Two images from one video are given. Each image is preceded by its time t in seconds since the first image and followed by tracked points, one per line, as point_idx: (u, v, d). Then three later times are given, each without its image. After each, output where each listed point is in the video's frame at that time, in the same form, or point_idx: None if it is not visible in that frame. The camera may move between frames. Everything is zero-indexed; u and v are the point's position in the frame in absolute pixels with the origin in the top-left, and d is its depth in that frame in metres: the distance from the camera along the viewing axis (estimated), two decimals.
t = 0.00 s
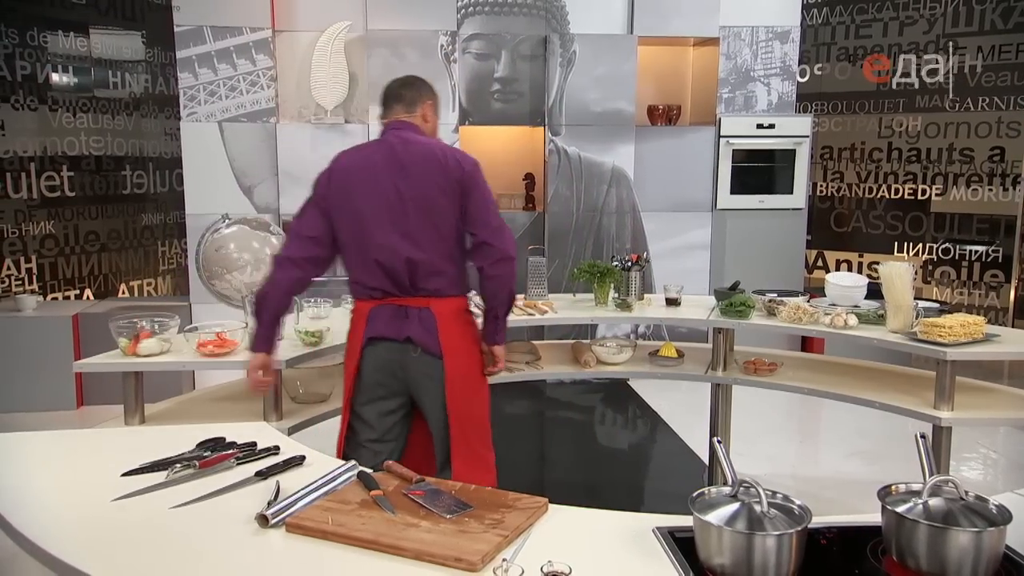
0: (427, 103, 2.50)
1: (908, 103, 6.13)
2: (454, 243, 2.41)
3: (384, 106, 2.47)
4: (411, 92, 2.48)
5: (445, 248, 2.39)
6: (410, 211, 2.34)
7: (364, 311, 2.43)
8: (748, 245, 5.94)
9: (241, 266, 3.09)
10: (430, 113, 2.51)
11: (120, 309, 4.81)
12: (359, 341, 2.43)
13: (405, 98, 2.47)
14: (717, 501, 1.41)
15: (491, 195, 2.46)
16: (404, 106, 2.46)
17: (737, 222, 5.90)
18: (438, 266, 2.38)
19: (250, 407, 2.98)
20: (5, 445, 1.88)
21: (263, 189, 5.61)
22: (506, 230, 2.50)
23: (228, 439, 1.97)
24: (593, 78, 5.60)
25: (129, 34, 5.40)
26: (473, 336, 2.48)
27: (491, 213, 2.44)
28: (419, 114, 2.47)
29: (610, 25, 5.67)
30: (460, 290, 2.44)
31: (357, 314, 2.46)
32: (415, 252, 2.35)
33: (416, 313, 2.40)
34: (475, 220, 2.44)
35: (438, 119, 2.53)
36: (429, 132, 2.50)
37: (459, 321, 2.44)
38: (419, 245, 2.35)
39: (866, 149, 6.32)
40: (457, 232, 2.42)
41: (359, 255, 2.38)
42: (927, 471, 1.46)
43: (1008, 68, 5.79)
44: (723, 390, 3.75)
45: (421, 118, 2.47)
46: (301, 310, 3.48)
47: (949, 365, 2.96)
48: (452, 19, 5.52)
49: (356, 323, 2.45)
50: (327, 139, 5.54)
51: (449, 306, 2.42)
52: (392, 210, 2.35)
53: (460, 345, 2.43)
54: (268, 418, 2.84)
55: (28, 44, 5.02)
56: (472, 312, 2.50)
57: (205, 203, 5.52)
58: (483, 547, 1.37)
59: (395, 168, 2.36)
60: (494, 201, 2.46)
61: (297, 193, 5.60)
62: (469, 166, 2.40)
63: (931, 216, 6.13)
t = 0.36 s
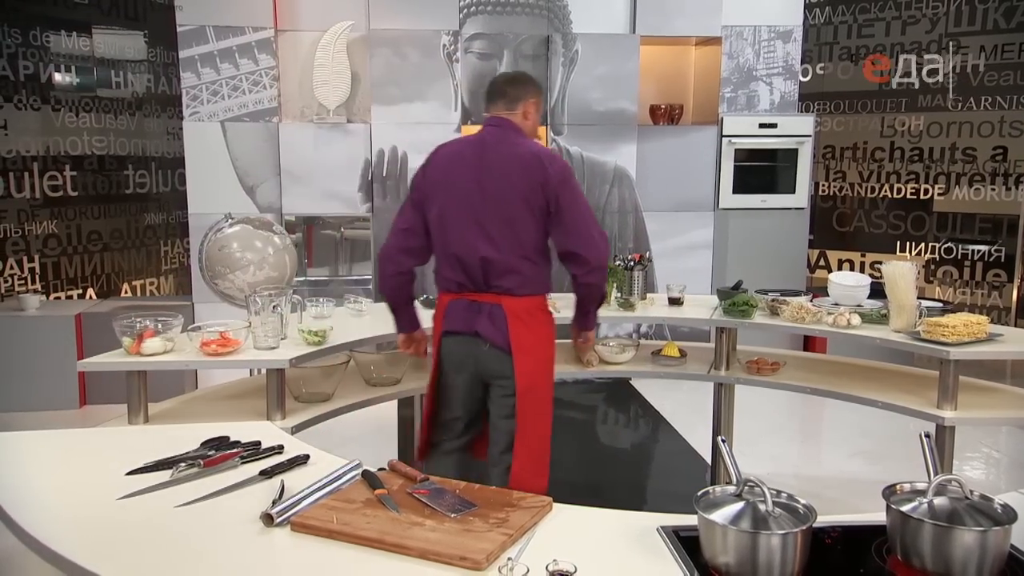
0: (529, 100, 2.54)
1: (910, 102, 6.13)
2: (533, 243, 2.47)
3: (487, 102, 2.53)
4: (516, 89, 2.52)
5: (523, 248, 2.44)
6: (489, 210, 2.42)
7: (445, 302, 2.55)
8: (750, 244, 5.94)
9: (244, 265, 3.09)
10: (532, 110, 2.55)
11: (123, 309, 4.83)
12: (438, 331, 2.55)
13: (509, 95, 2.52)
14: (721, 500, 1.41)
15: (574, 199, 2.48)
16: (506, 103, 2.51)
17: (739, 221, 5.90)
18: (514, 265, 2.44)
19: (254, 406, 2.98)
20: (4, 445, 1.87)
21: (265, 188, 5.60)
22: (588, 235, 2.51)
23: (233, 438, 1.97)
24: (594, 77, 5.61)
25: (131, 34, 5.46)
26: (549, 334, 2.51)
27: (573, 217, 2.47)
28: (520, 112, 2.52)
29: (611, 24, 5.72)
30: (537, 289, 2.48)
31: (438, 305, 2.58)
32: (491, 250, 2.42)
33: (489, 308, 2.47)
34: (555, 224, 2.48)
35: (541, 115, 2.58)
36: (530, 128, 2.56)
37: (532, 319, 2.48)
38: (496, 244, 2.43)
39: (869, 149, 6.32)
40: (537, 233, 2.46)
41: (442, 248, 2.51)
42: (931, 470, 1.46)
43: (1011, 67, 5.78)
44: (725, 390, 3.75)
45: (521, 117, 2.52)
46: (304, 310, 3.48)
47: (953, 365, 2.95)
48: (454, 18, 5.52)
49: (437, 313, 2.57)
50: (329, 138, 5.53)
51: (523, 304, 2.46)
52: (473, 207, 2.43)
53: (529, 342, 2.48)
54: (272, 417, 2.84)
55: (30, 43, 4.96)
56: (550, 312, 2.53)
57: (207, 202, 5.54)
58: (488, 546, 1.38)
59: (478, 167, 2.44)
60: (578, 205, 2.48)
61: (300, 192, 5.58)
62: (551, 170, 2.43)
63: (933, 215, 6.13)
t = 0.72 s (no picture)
0: (604, 113, 2.80)
1: (912, 102, 6.12)
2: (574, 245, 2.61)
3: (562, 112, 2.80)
4: (591, 103, 2.78)
5: (560, 249, 2.61)
6: (529, 213, 2.62)
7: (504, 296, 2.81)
8: (752, 244, 5.94)
9: (246, 265, 3.09)
10: (604, 122, 2.82)
11: (126, 308, 4.86)
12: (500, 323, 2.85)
13: (583, 108, 2.78)
14: (725, 499, 1.41)
15: (612, 203, 2.56)
16: (579, 115, 2.78)
17: (741, 221, 5.89)
18: (551, 264, 2.61)
19: (256, 406, 2.98)
20: (4, 444, 1.87)
21: (266, 188, 5.60)
22: (627, 238, 2.56)
23: (236, 437, 1.97)
24: (596, 77, 5.62)
25: (133, 33, 5.42)
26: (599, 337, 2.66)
27: (608, 220, 2.56)
28: (592, 124, 2.79)
29: (613, 24, 5.68)
30: (576, 290, 2.63)
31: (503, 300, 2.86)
32: (528, 249, 2.62)
33: (531, 304, 2.68)
34: (594, 227, 2.59)
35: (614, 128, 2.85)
36: (600, 139, 2.82)
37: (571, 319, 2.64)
38: (533, 244, 2.62)
39: (870, 148, 6.31)
40: (577, 234, 2.61)
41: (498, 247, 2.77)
42: (935, 470, 1.46)
43: (1013, 67, 5.76)
44: (728, 390, 3.74)
45: (592, 128, 2.79)
46: (306, 310, 3.48)
47: (955, 364, 2.95)
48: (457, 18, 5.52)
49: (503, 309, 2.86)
50: (331, 138, 5.54)
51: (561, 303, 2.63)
52: (518, 210, 2.67)
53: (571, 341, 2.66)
54: (275, 416, 2.84)
55: (31, 43, 5.03)
56: (591, 314, 2.66)
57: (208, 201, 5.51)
58: (492, 545, 1.38)
59: (530, 172, 2.67)
60: (614, 210, 2.56)
61: (302, 191, 5.58)
62: (591, 174, 2.56)
63: (935, 214, 6.14)
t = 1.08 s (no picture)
0: (667, 108, 2.97)
1: (913, 101, 6.12)
2: (615, 227, 2.90)
3: (629, 106, 3.00)
4: (656, 98, 2.96)
5: (601, 230, 2.92)
6: (580, 196, 2.96)
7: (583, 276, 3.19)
8: (753, 243, 5.93)
9: (248, 264, 3.09)
10: (667, 117, 2.98)
11: (127, 308, 4.87)
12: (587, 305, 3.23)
13: (646, 103, 2.97)
14: (728, 498, 1.41)
15: (641, 191, 2.75)
16: (642, 110, 2.97)
17: (742, 221, 5.89)
18: (597, 246, 2.95)
19: (258, 406, 2.98)
20: (3, 443, 1.87)
21: (268, 187, 5.60)
22: (648, 224, 2.74)
23: (239, 436, 1.97)
24: (599, 76, 5.58)
25: (134, 33, 5.45)
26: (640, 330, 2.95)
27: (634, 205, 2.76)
28: (654, 119, 2.97)
29: (614, 21, 5.66)
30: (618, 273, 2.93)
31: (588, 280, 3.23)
32: (579, 229, 2.98)
33: (587, 288, 3.03)
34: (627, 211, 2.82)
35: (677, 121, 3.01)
36: (661, 133, 2.99)
37: (623, 302, 2.94)
38: (583, 225, 2.96)
39: (871, 147, 6.31)
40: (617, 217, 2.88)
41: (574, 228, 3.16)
42: (937, 469, 1.46)
43: (1014, 66, 5.77)
44: (729, 390, 3.74)
45: (654, 122, 2.97)
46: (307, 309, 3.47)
47: (957, 363, 2.96)
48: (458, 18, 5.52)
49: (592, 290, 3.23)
50: (332, 138, 5.54)
51: (607, 286, 2.95)
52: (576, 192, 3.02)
53: (631, 322, 2.95)
54: (277, 415, 2.84)
55: (33, 42, 5.02)
56: (626, 303, 2.94)
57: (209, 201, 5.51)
58: (494, 544, 1.38)
59: (588, 159, 2.98)
60: (642, 197, 2.75)
61: (303, 190, 5.58)
62: (626, 160, 2.80)
63: (936, 214, 6.15)
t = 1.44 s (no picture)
0: (733, 113, 2.85)
1: (914, 100, 6.14)
2: (663, 228, 2.88)
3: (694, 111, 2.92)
4: (722, 102, 2.86)
5: (650, 230, 2.91)
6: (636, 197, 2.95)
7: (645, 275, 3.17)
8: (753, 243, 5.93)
9: (249, 264, 3.10)
10: (734, 121, 2.86)
11: (129, 308, 4.90)
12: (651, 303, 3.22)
13: (712, 107, 2.88)
14: (730, 497, 1.41)
15: (685, 194, 2.72)
16: (707, 115, 2.88)
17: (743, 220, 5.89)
18: (647, 247, 2.94)
19: (259, 405, 2.99)
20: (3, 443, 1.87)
21: (270, 187, 5.61)
22: (688, 227, 2.71)
23: (240, 435, 1.98)
24: (600, 75, 5.58)
25: (135, 33, 5.49)
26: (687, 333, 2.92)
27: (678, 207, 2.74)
28: (719, 123, 2.86)
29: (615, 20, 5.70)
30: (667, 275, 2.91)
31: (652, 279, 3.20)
32: (633, 230, 2.97)
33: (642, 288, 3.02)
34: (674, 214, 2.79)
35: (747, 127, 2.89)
36: (728, 138, 2.87)
37: (674, 303, 2.92)
38: (636, 226, 2.95)
39: (872, 147, 6.28)
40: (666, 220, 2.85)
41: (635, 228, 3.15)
42: (939, 469, 1.46)
43: (1015, 66, 5.78)
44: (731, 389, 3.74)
45: (718, 126, 2.86)
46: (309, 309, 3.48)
47: (959, 363, 2.95)
48: (460, 17, 5.52)
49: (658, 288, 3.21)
50: (332, 137, 5.54)
51: (657, 286, 2.94)
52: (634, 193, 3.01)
53: (680, 322, 2.92)
54: (279, 415, 2.84)
55: (35, 42, 5.01)
56: (674, 304, 2.91)
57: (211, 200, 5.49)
58: (497, 542, 1.38)
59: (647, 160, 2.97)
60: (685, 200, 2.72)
61: (304, 190, 5.58)
62: (675, 162, 2.77)
63: (937, 214, 6.15)
